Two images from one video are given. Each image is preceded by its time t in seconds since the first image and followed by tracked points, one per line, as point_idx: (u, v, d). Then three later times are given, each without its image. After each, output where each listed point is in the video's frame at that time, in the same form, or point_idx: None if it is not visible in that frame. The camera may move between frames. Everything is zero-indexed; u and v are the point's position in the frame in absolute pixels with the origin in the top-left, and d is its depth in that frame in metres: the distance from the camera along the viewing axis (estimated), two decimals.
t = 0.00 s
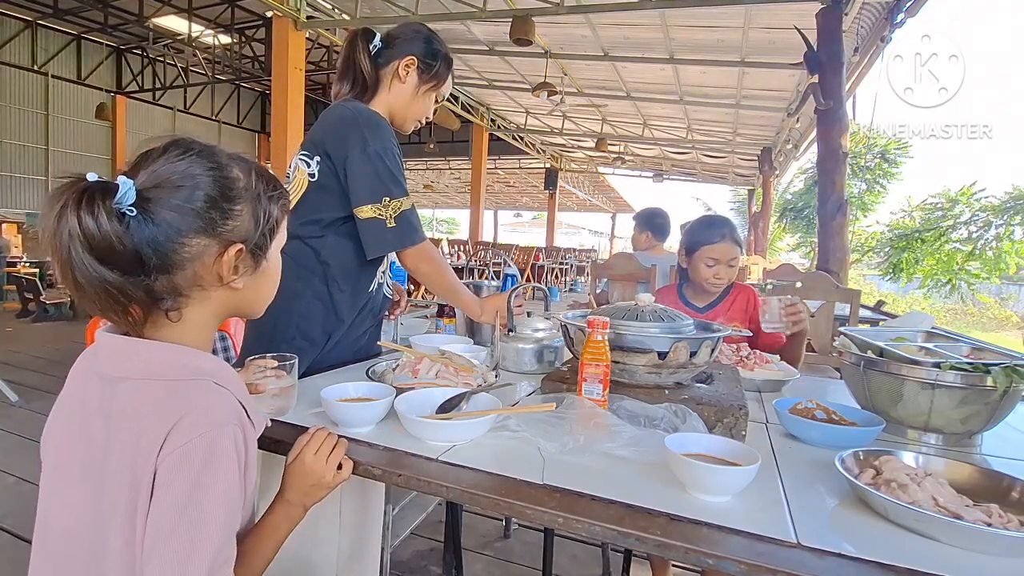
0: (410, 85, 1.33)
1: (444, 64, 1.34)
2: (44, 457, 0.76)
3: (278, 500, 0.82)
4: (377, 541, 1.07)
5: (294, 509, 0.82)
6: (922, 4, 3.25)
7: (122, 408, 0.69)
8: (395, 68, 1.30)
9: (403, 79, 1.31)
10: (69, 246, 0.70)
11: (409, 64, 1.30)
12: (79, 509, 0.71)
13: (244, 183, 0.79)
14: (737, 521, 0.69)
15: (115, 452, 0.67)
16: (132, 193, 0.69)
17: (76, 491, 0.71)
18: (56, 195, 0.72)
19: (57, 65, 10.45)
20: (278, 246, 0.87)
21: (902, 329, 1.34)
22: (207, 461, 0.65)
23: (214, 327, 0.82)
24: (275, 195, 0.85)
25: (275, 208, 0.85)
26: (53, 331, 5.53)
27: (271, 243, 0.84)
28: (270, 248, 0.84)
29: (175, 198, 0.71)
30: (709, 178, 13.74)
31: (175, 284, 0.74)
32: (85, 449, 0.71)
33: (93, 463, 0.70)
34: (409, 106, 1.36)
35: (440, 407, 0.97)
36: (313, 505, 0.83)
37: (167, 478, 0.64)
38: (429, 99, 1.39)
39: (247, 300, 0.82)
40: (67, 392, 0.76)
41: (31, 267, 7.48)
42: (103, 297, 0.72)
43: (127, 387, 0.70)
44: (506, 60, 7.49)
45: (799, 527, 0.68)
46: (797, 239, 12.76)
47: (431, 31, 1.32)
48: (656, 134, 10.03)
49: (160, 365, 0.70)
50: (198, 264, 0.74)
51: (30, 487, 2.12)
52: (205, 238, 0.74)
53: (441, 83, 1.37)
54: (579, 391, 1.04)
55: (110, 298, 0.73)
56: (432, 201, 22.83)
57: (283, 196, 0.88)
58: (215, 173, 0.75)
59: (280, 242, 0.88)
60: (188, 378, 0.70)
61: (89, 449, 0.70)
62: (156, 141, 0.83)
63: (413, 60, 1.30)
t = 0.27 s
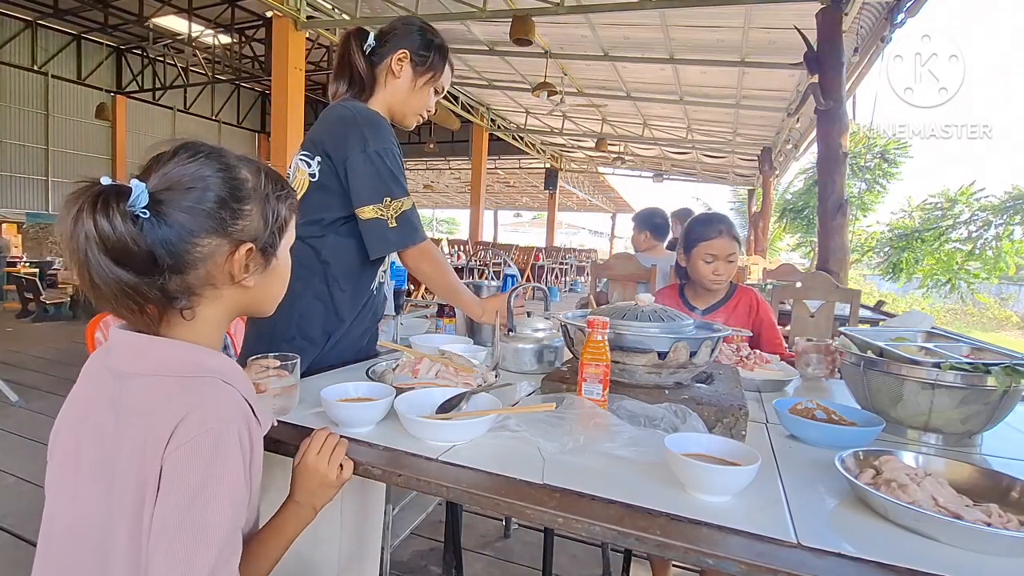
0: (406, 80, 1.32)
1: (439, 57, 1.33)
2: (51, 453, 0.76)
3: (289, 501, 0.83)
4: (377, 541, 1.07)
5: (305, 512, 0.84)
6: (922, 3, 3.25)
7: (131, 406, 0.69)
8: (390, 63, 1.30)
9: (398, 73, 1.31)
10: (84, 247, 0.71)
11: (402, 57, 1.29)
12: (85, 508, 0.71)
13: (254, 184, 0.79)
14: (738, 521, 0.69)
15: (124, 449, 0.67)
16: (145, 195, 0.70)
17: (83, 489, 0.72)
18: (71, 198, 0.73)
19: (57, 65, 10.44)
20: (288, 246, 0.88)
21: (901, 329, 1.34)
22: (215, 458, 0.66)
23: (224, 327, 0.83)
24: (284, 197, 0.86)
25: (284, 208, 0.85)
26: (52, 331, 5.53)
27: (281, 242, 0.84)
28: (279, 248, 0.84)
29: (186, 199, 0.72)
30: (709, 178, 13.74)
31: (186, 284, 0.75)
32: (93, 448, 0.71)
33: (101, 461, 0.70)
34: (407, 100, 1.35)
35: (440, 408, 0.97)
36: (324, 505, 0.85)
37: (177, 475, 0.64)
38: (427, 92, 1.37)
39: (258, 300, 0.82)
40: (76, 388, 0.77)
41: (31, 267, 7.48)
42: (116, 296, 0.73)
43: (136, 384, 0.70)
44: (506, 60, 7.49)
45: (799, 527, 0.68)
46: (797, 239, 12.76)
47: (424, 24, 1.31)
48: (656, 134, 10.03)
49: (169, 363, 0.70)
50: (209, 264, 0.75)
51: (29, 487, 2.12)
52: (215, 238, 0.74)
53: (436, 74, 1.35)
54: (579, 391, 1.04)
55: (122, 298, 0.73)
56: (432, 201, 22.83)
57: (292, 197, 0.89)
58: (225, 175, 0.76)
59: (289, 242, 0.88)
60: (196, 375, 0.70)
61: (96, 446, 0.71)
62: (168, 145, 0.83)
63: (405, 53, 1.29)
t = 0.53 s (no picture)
0: (392, 73, 1.31)
1: (423, 44, 1.30)
2: (58, 452, 0.76)
3: (295, 501, 0.84)
4: (377, 543, 1.06)
5: (311, 512, 0.84)
6: (922, 4, 3.25)
7: (139, 403, 0.69)
8: (374, 58, 1.30)
9: (383, 68, 1.30)
10: (99, 247, 0.72)
11: (384, 49, 1.29)
12: (92, 505, 0.71)
13: (261, 184, 0.80)
14: (738, 521, 0.69)
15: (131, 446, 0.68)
16: (155, 196, 0.70)
17: (89, 486, 0.71)
18: (84, 199, 0.73)
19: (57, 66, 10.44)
20: (294, 244, 0.87)
21: (902, 329, 1.34)
22: (220, 453, 0.66)
23: (233, 326, 0.83)
24: (292, 196, 0.86)
25: (291, 208, 0.85)
26: (52, 331, 5.53)
27: (288, 241, 0.84)
28: (287, 247, 0.85)
29: (195, 199, 0.72)
30: (709, 178, 13.74)
31: (195, 282, 0.75)
32: (100, 445, 0.71)
33: (109, 457, 0.70)
34: (399, 91, 1.33)
35: (439, 407, 0.97)
36: (330, 505, 0.85)
37: (183, 470, 0.64)
38: (420, 81, 1.35)
39: (266, 298, 0.82)
40: (85, 387, 0.77)
41: (31, 267, 7.47)
42: (129, 295, 0.73)
43: (145, 381, 0.70)
44: (506, 60, 7.49)
45: (799, 528, 0.68)
46: (797, 239, 12.76)
47: (405, 12, 1.29)
48: (656, 134, 10.03)
49: (178, 361, 0.71)
50: (218, 263, 0.75)
51: (29, 487, 2.12)
52: (224, 236, 0.74)
53: (425, 61, 1.33)
54: (579, 391, 1.04)
55: (132, 296, 0.74)
56: (432, 201, 22.83)
57: (299, 197, 0.89)
58: (233, 175, 0.76)
59: (297, 241, 0.88)
60: (204, 372, 0.70)
61: (104, 442, 0.71)
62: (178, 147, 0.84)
63: (387, 43, 1.28)
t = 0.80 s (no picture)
0: (379, 69, 1.31)
1: (409, 39, 1.29)
2: (62, 450, 0.76)
3: (297, 501, 0.84)
4: (377, 543, 1.06)
5: (313, 511, 0.84)
6: (922, 4, 3.25)
7: (145, 401, 0.69)
8: (361, 55, 1.30)
9: (370, 65, 1.30)
10: (108, 246, 0.72)
11: (371, 45, 1.28)
12: (97, 504, 0.70)
13: (267, 185, 0.80)
14: (737, 521, 0.69)
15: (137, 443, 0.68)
16: (165, 196, 0.70)
17: (94, 484, 0.71)
18: (92, 198, 0.73)
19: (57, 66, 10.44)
20: (299, 244, 0.88)
21: (902, 329, 1.34)
22: (225, 451, 0.66)
23: (237, 326, 0.83)
24: (296, 197, 0.86)
25: (296, 208, 0.85)
26: (52, 330, 5.53)
27: (293, 241, 0.85)
28: (292, 247, 0.85)
29: (203, 198, 0.72)
30: (709, 178, 13.74)
31: (201, 282, 0.75)
32: (106, 443, 0.71)
33: (114, 455, 0.70)
34: (387, 88, 1.33)
35: (439, 408, 0.97)
36: (332, 505, 0.85)
37: (188, 468, 0.64)
38: (409, 78, 1.33)
39: (270, 298, 0.82)
40: (90, 385, 0.77)
41: (31, 267, 7.47)
42: (137, 294, 0.73)
43: (151, 379, 0.70)
44: (506, 60, 7.49)
45: (799, 528, 0.68)
46: (797, 239, 12.76)
47: (392, 7, 1.28)
48: (656, 134, 10.03)
49: (184, 359, 0.71)
50: (224, 262, 0.75)
51: (29, 488, 2.12)
52: (231, 235, 0.74)
53: (413, 57, 1.31)
54: (579, 391, 1.04)
55: (139, 295, 0.73)
56: (432, 201, 22.82)
57: (304, 198, 0.89)
58: (240, 175, 0.76)
59: (301, 241, 0.88)
60: (209, 371, 0.70)
61: (109, 440, 0.71)
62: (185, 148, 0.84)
63: (372, 39, 1.28)
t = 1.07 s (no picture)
0: (376, 72, 1.31)
1: (411, 48, 1.29)
2: (63, 450, 0.76)
3: (298, 501, 0.84)
4: (378, 543, 1.06)
5: (314, 512, 0.84)
6: (922, 4, 3.25)
7: (146, 400, 0.69)
8: (361, 57, 1.30)
9: (368, 67, 1.31)
10: (110, 245, 0.72)
11: (371, 47, 1.28)
12: (97, 505, 0.70)
13: (269, 185, 0.80)
14: (738, 521, 0.69)
15: (136, 441, 0.68)
16: (167, 196, 0.70)
17: (94, 484, 0.71)
18: (94, 197, 0.73)
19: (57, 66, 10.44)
20: (301, 244, 0.88)
21: (902, 329, 1.34)
22: (226, 449, 0.66)
23: (239, 325, 0.83)
24: (298, 198, 0.86)
25: (298, 208, 0.85)
26: (52, 331, 5.52)
27: (295, 241, 0.84)
28: (293, 247, 0.84)
29: (206, 198, 0.72)
30: (709, 178, 13.74)
31: (203, 281, 0.75)
32: (106, 443, 0.71)
33: (114, 454, 0.70)
34: (380, 92, 1.33)
35: (439, 407, 0.97)
36: (332, 505, 0.85)
37: (189, 466, 0.64)
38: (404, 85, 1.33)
39: (272, 298, 0.82)
40: (93, 384, 0.77)
41: (31, 267, 7.47)
42: (138, 293, 0.73)
43: (153, 377, 0.70)
44: (506, 60, 7.49)
45: (798, 527, 0.68)
46: (797, 239, 12.77)
47: (397, 12, 1.27)
48: (656, 134, 10.03)
49: (187, 358, 0.71)
50: (226, 261, 0.75)
51: (30, 488, 2.12)
52: (233, 236, 0.74)
53: (411, 64, 1.30)
54: (579, 391, 1.04)
55: (141, 296, 0.74)
56: (432, 201, 22.83)
57: (305, 199, 0.89)
58: (242, 175, 0.77)
59: (303, 240, 0.88)
60: (211, 370, 0.71)
61: (110, 439, 0.71)
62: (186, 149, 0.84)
63: (372, 42, 1.28)
